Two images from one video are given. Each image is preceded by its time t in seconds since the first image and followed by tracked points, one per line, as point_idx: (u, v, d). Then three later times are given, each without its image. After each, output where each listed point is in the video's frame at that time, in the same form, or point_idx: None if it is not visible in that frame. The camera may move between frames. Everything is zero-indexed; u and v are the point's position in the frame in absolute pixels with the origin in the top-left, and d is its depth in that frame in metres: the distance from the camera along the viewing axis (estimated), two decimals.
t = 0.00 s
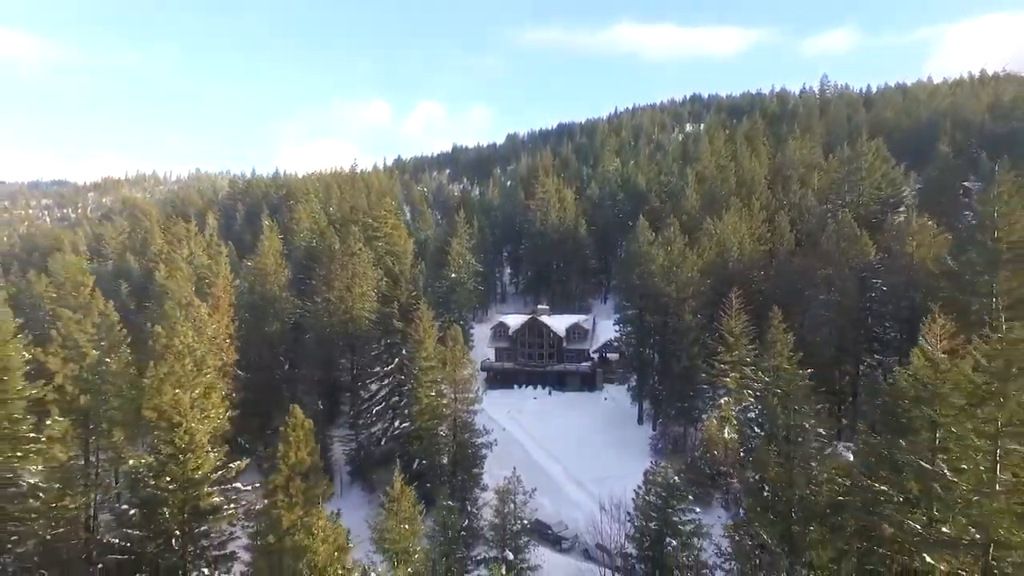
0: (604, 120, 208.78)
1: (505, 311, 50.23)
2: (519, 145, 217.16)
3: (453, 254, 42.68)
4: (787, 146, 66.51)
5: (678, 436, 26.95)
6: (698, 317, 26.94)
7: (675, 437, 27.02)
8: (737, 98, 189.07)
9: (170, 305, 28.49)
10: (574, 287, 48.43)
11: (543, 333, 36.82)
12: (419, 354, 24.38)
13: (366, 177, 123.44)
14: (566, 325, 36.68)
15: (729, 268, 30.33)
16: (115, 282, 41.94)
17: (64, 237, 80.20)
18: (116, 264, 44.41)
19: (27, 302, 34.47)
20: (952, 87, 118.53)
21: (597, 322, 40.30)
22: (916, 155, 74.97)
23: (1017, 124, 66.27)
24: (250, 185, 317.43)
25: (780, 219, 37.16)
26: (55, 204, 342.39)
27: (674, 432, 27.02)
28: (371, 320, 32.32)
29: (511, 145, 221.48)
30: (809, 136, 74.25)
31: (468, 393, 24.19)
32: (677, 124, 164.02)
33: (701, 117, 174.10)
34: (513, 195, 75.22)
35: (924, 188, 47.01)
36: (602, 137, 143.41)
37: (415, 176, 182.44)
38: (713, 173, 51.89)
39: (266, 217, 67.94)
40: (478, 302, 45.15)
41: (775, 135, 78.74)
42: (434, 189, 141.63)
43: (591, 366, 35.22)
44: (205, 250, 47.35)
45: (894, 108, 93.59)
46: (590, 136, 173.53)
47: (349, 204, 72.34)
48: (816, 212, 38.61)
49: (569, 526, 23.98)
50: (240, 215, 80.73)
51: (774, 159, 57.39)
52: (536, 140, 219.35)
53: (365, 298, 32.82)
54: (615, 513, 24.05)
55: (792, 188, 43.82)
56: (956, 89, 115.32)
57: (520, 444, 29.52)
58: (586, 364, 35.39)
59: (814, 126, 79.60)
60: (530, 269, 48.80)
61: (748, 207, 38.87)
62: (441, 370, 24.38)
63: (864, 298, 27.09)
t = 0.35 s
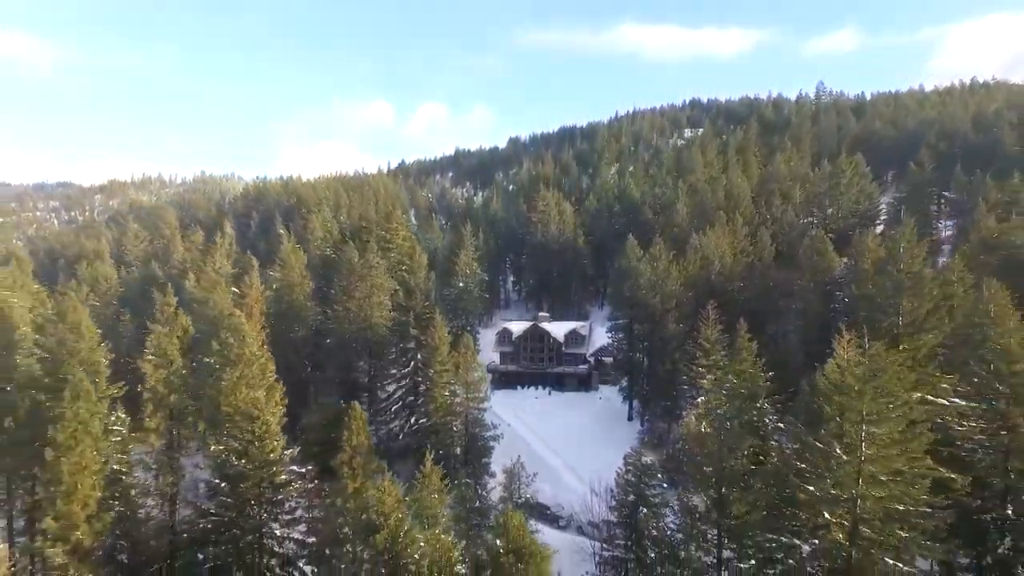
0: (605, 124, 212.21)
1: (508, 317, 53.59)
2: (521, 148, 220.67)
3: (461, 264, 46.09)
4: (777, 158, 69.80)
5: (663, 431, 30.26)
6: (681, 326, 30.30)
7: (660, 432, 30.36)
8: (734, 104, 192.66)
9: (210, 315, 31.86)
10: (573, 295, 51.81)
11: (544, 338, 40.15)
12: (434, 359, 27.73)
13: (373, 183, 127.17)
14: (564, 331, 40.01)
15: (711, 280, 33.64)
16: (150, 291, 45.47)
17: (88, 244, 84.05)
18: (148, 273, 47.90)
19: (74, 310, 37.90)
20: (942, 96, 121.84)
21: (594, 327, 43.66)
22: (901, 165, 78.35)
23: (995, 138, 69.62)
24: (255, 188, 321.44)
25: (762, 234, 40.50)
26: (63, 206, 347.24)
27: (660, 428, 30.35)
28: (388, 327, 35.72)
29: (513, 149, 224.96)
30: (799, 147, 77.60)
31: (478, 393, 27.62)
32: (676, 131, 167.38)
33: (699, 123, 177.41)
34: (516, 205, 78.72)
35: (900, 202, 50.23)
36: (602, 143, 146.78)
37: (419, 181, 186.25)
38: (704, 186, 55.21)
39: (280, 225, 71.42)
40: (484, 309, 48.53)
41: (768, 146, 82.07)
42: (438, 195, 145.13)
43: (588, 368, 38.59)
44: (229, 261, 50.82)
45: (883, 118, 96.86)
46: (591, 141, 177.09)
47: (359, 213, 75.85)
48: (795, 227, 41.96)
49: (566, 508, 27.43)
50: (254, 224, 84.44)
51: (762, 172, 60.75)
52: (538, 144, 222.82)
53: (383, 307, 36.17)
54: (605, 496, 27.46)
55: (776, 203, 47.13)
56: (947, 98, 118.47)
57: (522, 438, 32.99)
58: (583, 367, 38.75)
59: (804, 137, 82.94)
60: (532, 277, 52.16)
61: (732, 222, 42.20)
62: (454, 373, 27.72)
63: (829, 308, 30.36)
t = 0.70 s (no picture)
0: (605, 128, 216.28)
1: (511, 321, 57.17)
2: (522, 152, 224.80)
3: (467, 273, 49.54)
4: (767, 170, 73.21)
5: (650, 427, 33.68)
6: (668, 332, 33.63)
7: (648, 427, 33.77)
8: (733, 110, 196.24)
9: (241, 322, 35.26)
10: (572, 301, 55.22)
11: (544, 342, 43.55)
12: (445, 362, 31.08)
13: (379, 190, 131.02)
14: (563, 335, 43.42)
15: (695, 290, 36.92)
16: (179, 297, 48.93)
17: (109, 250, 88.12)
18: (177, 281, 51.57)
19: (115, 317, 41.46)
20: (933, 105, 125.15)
21: (590, 333, 47.12)
22: (887, 174, 81.60)
23: (973, 152, 73.17)
24: (260, 190, 326.16)
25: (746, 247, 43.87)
26: (71, 207, 352.21)
27: (647, 424, 33.74)
28: (401, 332, 39.07)
29: (515, 152, 229.19)
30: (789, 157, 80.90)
31: (486, 393, 31.09)
32: (673, 136, 171.12)
33: (696, 128, 181.40)
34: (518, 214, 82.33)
35: (877, 217, 53.69)
36: (601, 149, 150.63)
37: (422, 185, 190.54)
38: (696, 198, 58.59)
39: (295, 232, 75.12)
40: (488, 314, 51.96)
41: (760, 155, 85.49)
42: (443, 199, 148.95)
43: (584, 370, 42.10)
44: (251, 270, 54.43)
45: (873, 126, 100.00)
46: (591, 146, 181.11)
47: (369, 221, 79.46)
48: (777, 240, 45.24)
49: (563, 494, 30.81)
50: (268, 230, 88.33)
51: (751, 183, 64.09)
52: (539, 148, 226.83)
53: (397, 313, 39.54)
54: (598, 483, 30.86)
55: (761, 215, 50.45)
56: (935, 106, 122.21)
57: (524, 433, 36.53)
58: (580, 369, 42.27)
59: (795, 146, 86.16)
60: (534, 284, 55.69)
61: (719, 235, 45.57)
62: (464, 374, 31.10)
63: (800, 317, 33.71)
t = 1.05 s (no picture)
0: (604, 132, 219.77)
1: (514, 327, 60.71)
2: (523, 155, 228.34)
3: (473, 282, 52.95)
4: (757, 181, 76.73)
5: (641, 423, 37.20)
6: (657, 338, 37.16)
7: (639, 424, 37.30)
8: (730, 115, 199.90)
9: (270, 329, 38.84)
10: (571, 307, 58.78)
11: (545, 346, 47.08)
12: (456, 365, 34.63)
13: (384, 197, 134.53)
14: (562, 340, 46.94)
15: (683, 299, 40.18)
16: (204, 307, 52.44)
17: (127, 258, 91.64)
18: (202, 290, 55.28)
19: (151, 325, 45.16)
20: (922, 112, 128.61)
21: (587, 338, 50.62)
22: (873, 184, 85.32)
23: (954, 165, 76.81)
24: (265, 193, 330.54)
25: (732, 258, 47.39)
26: (77, 209, 355.92)
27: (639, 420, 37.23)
28: (414, 338, 42.54)
29: (515, 155, 232.74)
30: (780, 167, 84.43)
31: (493, 393, 34.60)
32: (671, 142, 174.67)
33: (694, 133, 184.90)
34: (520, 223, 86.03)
35: (858, 228, 57.16)
36: (601, 155, 154.02)
37: (425, 189, 194.14)
38: (688, 208, 62.13)
39: (307, 240, 78.86)
40: (493, 320, 55.55)
41: (752, 164, 89.01)
42: (446, 204, 152.82)
43: (582, 372, 45.62)
44: (271, 279, 58.13)
45: (862, 134, 103.40)
46: (590, 151, 184.59)
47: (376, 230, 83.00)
48: (761, 251, 48.70)
49: (561, 483, 34.31)
50: (279, 237, 91.86)
51: (741, 194, 67.51)
52: (539, 152, 230.37)
53: (409, 321, 43.12)
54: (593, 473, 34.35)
55: (747, 227, 53.99)
56: (925, 113, 125.64)
57: (526, 431, 40.07)
58: (578, 371, 45.81)
59: (786, 155, 89.64)
60: (535, 291, 59.19)
61: (707, 247, 49.10)
62: (474, 377, 34.58)
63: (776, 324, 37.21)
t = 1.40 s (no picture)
0: (603, 137, 223.40)
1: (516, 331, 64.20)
2: (523, 158, 231.92)
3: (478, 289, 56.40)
4: (748, 191, 80.05)
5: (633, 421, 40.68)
6: (649, 343, 40.54)
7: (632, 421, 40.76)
8: (727, 120, 203.31)
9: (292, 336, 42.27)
10: (571, 311, 62.15)
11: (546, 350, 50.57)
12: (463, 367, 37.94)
13: (388, 202, 138.04)
14: (562, 344, 50.41)
15: (672, 307, 43.50)
16: (226, 314, 55.86)
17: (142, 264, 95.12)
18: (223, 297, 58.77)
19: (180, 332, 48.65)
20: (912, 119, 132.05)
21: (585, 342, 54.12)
22: (861, 192, 88.77)
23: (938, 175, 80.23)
24: (269, 195, 334.21)
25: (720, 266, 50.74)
26: (81, 210, 359.32)
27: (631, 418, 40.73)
28: (425, 342, 46.00)
29: (515, 157, 236.28)
30: (770, 177, 87.82)
31: (499, 393, 38.03)
32: (668, 147, 178.14)
33: (691, 138, 188.42)
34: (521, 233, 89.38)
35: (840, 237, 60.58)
36: (600, 160, 157.45)
37: (428, 192, 197.71)
38: (681, 218, 65.46)
39: (318, 246, 82.36)
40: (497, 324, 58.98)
41: (744, 173, 92.36)
42: (448, 208, 156.37)
43: (580, 374, 49.13)
44: (287, 287, 61.60)
45: (852, 142, 106.71)
46: (590, 155, 188.14)
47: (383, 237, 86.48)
48: (747, 262, 52.13)
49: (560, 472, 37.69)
50: (289, 242, 95.35)
51: (731, 204, 70.95)
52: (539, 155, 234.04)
53: (419, 327, 46.57)
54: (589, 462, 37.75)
55: (735, 237, 57.36)
56: (915, 121, 129.20)
57: (528, 427, 43.51)
58: (577, 373, 49.37)
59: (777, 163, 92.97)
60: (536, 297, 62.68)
61: (696, 256, 52.47)
62: (482, 378, 38.06)
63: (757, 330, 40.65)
